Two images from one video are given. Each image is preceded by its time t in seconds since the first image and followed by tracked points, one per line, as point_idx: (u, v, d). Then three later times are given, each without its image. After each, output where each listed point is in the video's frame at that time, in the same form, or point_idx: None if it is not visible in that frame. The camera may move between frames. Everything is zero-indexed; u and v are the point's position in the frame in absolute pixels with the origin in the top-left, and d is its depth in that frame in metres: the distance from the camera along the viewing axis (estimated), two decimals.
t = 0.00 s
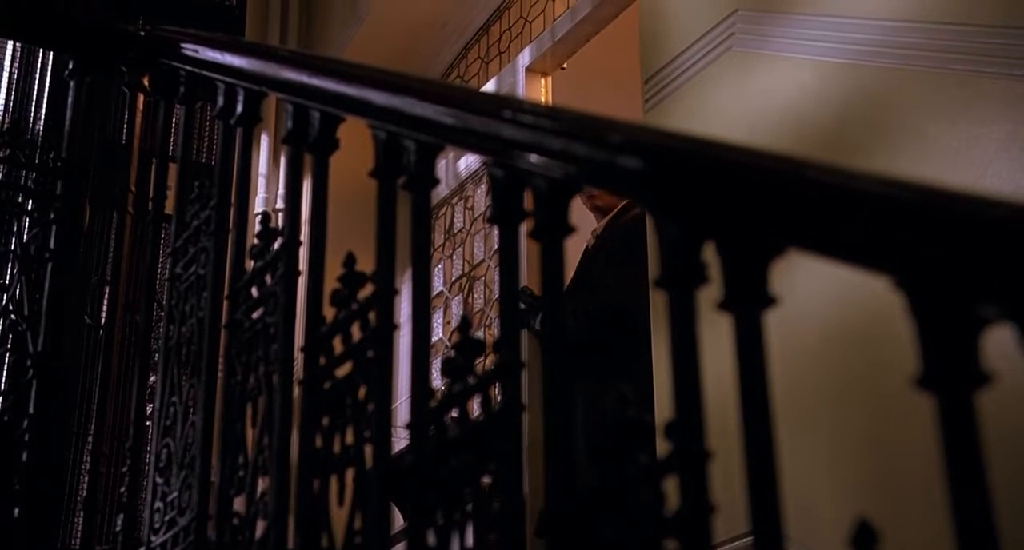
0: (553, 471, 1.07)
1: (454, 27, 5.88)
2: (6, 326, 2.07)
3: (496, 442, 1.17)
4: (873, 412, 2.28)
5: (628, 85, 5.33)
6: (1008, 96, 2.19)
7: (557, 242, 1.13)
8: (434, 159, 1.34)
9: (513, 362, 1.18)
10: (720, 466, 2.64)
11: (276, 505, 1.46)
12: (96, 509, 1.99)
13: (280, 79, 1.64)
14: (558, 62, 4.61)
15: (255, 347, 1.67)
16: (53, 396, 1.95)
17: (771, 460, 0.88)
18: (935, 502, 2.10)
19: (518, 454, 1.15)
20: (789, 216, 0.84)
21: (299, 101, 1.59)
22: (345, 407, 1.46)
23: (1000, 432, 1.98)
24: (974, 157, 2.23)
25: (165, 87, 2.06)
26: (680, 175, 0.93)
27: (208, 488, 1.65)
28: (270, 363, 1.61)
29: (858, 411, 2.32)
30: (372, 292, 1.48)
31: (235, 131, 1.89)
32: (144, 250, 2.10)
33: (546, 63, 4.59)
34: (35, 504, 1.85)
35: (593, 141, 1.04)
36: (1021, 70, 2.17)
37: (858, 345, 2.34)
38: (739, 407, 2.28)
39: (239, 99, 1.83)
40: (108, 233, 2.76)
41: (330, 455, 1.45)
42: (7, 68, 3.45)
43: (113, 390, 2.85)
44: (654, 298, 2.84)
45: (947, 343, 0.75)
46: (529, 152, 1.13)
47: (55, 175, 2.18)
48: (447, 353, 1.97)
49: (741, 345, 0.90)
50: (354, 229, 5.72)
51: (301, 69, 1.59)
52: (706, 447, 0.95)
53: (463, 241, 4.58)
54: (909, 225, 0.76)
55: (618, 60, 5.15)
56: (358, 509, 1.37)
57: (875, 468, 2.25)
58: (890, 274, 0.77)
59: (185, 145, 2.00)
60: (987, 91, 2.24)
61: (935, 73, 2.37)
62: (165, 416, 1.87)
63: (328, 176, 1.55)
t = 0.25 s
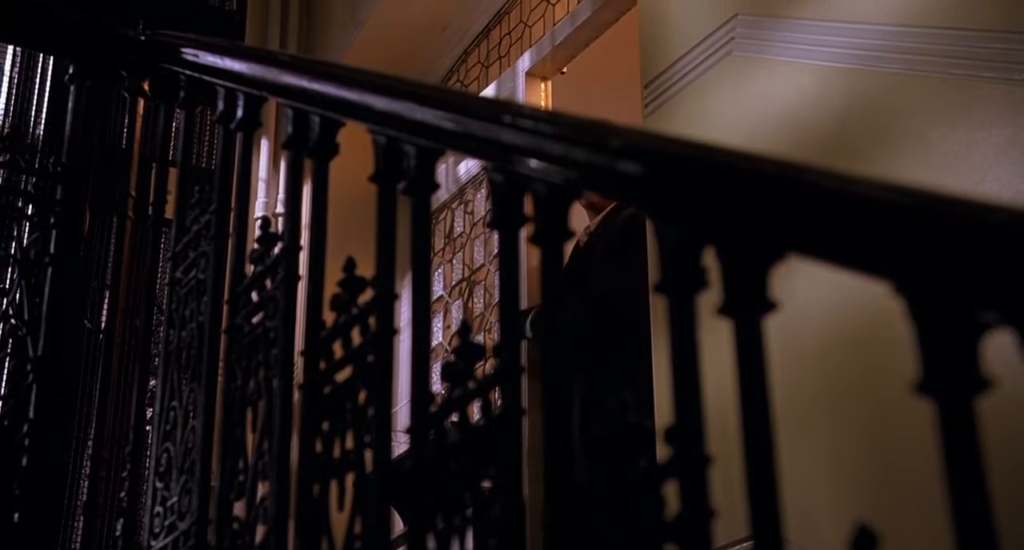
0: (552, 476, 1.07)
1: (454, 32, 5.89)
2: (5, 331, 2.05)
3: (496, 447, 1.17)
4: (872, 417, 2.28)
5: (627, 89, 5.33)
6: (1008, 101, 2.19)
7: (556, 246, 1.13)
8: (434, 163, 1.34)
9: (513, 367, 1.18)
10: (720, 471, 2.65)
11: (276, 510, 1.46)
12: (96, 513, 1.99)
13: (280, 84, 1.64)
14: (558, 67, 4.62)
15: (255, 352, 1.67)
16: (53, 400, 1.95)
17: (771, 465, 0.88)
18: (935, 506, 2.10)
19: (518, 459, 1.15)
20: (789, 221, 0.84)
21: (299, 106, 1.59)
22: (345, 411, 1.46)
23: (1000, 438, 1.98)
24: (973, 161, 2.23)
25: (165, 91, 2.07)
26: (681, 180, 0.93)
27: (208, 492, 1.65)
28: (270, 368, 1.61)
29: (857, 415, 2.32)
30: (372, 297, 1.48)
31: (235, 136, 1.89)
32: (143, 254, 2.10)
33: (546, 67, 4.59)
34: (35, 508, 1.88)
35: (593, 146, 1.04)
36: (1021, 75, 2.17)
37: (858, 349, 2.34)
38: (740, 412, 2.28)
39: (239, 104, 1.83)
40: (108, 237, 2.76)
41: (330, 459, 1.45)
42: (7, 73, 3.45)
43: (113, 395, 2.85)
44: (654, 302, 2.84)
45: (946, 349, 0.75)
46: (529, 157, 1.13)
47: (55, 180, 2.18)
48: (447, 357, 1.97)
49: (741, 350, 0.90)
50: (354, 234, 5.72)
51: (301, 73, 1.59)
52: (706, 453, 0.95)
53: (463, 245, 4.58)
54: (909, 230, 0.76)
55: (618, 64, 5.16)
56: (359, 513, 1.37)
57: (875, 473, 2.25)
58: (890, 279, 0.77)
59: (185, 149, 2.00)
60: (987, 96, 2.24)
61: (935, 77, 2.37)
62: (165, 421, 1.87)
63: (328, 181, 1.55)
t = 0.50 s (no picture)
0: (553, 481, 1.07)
1: (454, 37, 5.91)
2: (5, 336, 2.05)
3: (496, 452, 1.17)
4: (872, 421, 2.28)
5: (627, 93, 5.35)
6: (1008, 106, 2.20)
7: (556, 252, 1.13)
8: (433, 169, 1.34)
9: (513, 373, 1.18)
10: (720, 475, 2.65)
11: (276, 515, 1.46)
12: (96, 518, 1.99)
13: (280, 89, 1.64)
14: (558, 71, 4.63)
15: (256, 357, 1.67)
16: (54, 405, 1.96)
17: (771, 470, 0.88)
18: (936, 510, 2.10)
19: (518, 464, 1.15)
20: (789, 227, 0.84)
21: (300, 111, 1.59)
22: (345, 416, 1.46)
23: (1000, 442, 1.97)
24: (973, 166, 2.23)
25: (165, 96, 2.07)
26: (681, 185, 0.93)
27: (208, 498, 1.65)
28: (270, 373, 1.61)
29: (857, 420, 2.32)
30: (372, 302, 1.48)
31: (235, 141, 1.89)
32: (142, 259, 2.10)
33: (546, 72, 4.61)
34: (35, 514, 1.88)
35: (594, 152, 1.04)
36: (1021, 80, 2.18)
37: (859, 354, 2.34)
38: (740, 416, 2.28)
39: (240, 109, 1.84)
40: (108, 243, 2.76)
41: (330, 464, 1.45)
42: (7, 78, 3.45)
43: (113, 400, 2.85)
44: (654, 307, 2.84)
45: (946, 354, 0.75)
46: (529, 162, 1.13)
47: (56, 185, 2.19)
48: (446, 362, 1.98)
49: (741, 356, 0.90)
50: (354, 239, 5.73)
51: (302, 79, 1.59)
52: (706, 458, 0.95)
53: (463, 250, 4.58)
54: (908, 236, 0.76)
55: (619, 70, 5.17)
56: (359, 519, 1.38)
57: (875, 477, 2.25)
58: (890, 284, 0.77)
59: (185, 156, 2.00)
60: (987, 101, 2.24)
61: (935, 82, 2.38)
62: (165, 426, 1.87)
63: (329, 187, 1.55)
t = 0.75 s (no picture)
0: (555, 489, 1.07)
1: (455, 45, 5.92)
2: (7, 343, 2.06)
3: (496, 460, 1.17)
4: (874, 428, 2.28)
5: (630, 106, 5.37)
6: (1009, 113, 2.20)
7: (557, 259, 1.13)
8: (434, 176, 1.34)
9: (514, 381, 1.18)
10: (721, 482, 2.64)
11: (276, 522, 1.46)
12: (97, 526, 1.99)
13: (281, 97, 1.64)
14: (559, 78, 4.66)
15: (257, 365, 1.67)
16: (55, 413, 1.96)
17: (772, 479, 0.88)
18: (936, 518, 2.10)
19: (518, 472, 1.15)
20: (791, 236, 0.84)
21: (301, 119, 1.59)
22: (346, 424, 1.46)
23: (1001, 450, 1.97)
24: (973, 174, 2.24)
25: (167, 104, 2.07)
26: (683, 194, 0.93)
27: (209, 505, 1.65)
28: (272, 380, 1.61)
29: (858, 428, 2.32)
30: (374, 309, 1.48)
31: (237, 149, 1.89)
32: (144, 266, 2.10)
33: (546, 79, 4.64)
34: (36, 522, 1.89)
35: (595, 160, 1.04)
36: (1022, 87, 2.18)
37: (860, 361, 2.34)
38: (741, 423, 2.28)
39: (241, 117, 1.84)
40: (109, 251, 2.77)
41: (331, 472, 1.45)
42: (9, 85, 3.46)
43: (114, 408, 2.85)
44: (655, 315, 2.84)
45: (947, 363, 0.75)
46: (530, 170, 1.13)
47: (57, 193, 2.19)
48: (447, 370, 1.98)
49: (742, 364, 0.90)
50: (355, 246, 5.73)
51: (303, 86, 1.59)
52: (708, 466, 0.95)
53: (464, 257, 4.58)
54: (908, 244, 0.76)
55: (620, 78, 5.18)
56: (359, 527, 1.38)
57: (877, 484, 2.25)
58: (892, 293, 0.77)
59: (187, 164, 2.00)
60: (987, 109, 2.24)
61: (936, 89, 2.38)
62: (166, 434, 1.87)
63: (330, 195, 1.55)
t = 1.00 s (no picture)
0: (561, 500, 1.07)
1: (460, 54, 5.93)
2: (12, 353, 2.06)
3: (500, 472, 1.17)
4: (878, 437, 2.28)
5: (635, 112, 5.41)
6: (1013, 122, 2.20)
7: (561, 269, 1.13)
8: (439, 187, 1.34)
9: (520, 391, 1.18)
10: (727, 492, 2.64)
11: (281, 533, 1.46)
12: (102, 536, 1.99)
13: (286, 108, 1.65)
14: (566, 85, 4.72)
15: (262, 376, 1.67)
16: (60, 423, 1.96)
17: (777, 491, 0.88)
18: (941, 529, 2.09)
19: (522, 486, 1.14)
20: (796, 246, 0.84)
21: (306, 129, 1.60)
22: (351, 434, 1.46)
23: (1006, 460, 1.97)
24: (978, 183, 2.24)
25: (172, 114, 2.08)
26: (687, 205, 0.93)
27: (214, 516, 1.65)
28: (276, 391, 1.61)
29: (863, 438, 2.32)
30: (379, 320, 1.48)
31: (242, 159, 1.90)
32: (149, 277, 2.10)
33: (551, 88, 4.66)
34: (42, 532, 1.89)
35: (600, 171, 1.04)
36: None
37: (865, 371, 2.34)
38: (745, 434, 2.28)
39: (246, 127, 1.85)
40: (114, 261, 2.77)
41: (336, 483, 1.45)
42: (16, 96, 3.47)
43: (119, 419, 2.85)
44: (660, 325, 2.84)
45: (952, 374, 0.75)
46: (535, 181, 1.13)
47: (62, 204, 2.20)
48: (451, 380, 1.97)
49: (747, 375, 0.90)
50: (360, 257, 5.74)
51: (308, 97, 1.60)
52: (713, 477, 0.94)
53: (469, 266, 4.58)
54: (912, 257, 0.76)
55: (624, 87, 5.19)
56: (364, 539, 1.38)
57: (882, 493, 2.24)
58: (897, 304, 0.77)
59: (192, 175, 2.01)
60: (991, 118, 2.24)
61: (940, 99, 2.38)
62: (171, 444, 1.87)
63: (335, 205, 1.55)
